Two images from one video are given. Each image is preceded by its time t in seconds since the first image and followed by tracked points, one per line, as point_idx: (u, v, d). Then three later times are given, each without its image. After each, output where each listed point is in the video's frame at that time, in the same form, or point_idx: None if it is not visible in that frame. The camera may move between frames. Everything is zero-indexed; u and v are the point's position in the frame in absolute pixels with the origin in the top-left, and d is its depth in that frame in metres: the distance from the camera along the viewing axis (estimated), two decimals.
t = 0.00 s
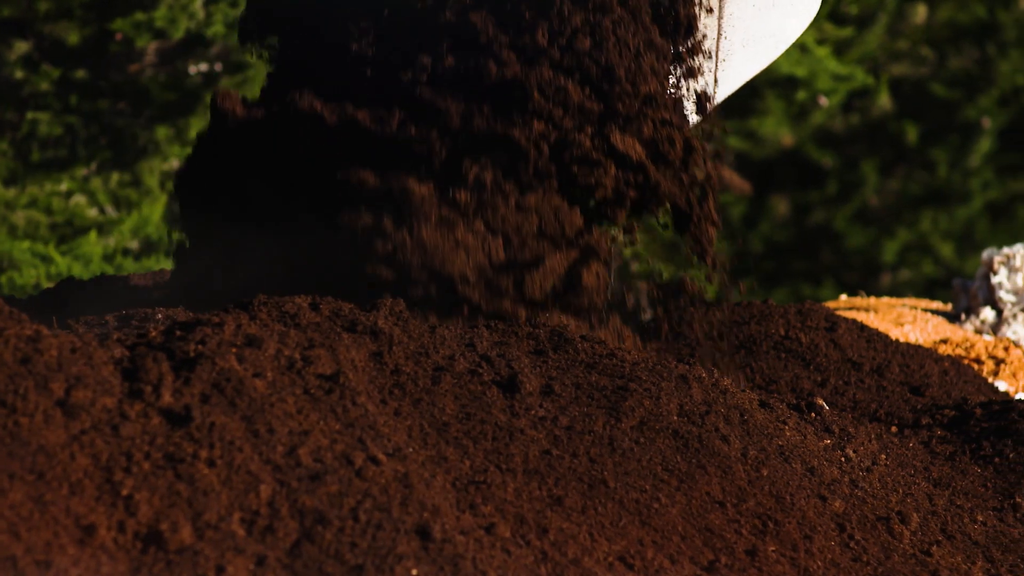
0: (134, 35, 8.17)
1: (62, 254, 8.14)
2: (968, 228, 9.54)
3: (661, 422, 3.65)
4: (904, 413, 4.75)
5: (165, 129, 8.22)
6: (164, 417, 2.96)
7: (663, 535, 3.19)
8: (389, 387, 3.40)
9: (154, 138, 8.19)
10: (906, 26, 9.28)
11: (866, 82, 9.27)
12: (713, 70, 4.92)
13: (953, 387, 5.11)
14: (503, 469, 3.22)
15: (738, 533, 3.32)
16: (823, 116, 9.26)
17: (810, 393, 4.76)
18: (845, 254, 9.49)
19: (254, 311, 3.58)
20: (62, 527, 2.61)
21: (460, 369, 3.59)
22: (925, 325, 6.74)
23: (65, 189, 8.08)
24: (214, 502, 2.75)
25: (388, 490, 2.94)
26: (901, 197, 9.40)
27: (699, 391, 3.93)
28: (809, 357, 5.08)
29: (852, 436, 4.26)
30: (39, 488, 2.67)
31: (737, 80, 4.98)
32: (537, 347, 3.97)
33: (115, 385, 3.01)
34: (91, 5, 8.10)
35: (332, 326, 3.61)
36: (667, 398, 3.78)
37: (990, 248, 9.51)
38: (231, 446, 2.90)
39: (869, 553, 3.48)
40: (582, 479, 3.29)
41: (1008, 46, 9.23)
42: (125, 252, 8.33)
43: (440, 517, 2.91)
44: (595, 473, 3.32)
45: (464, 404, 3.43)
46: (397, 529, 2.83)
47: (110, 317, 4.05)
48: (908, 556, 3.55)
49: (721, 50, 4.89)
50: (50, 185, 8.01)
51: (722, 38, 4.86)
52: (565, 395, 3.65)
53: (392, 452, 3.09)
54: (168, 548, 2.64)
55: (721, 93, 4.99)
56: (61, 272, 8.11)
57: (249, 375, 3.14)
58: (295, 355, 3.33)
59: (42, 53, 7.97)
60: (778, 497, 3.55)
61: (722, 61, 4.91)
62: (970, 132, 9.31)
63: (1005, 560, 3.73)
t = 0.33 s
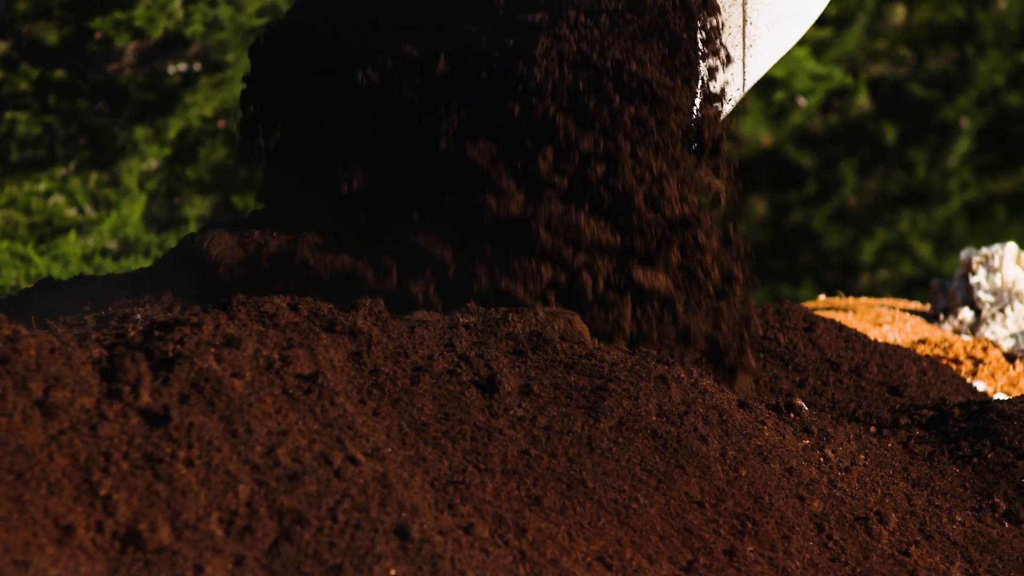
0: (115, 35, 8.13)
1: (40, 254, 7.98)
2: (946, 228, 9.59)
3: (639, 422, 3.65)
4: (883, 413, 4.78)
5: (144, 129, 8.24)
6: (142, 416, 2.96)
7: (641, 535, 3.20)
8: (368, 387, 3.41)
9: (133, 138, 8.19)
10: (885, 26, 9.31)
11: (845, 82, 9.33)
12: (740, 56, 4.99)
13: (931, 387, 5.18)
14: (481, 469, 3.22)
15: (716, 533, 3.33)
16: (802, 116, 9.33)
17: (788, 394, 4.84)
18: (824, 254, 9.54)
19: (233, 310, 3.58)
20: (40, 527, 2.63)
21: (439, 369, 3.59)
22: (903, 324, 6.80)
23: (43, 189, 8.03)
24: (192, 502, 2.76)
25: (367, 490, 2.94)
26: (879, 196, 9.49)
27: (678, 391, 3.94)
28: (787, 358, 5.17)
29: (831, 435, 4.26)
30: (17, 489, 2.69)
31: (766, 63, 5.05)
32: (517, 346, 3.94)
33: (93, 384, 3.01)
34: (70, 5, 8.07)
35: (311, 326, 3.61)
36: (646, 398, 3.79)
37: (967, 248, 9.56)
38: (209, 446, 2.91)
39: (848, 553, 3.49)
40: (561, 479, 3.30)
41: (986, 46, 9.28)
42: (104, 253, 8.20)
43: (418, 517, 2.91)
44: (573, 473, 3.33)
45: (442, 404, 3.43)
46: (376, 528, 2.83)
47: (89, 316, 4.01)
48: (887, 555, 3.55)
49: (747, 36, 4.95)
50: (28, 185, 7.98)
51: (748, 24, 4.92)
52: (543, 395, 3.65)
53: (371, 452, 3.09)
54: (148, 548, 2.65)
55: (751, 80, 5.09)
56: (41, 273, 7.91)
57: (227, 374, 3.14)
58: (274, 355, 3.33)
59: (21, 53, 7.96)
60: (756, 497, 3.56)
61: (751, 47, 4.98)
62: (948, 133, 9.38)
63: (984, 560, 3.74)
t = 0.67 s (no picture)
0: (94, 34, 8.08)
1: (18, 254, 7.75)
2: (925, 228, 9.61)
3: (619, 422, 3.66)
4: (862, 412, 4.82)
5: (122, 128, 8.22)
6: (121, 416, 2.97)
7: (620, 534, 3.21)
8: (347, 387, 3.40)
9: (112, 138, 8.17)
10: (862, 26, 9.38)
11: (823, 81, 9.40)
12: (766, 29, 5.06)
13: (909, 387, 5.22)
14: (461, 468, 3.23)
15: (695, 532, 3.34)
16: (779, 115, 9.40)
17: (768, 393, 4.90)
18: (802, 254, 9.67)
19: (211, 310, 3.57)
20: (18, 527, 2.62)
21: (417, 368, 3.59)
22: (882, 324, 6.85)
23: (22, 189, 7.89)
24: (171, 501, 2.76)
25: (346, 489, 2.94)
26: (858, 196, 9.55)
27: (657, 390, 3.94)
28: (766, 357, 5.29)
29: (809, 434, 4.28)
30: None
31: (792, 34, 5.13)
32: (495, 346, 3.94)
33: (72, 384, 3.02)
34: (48, 4, 8.00)
35: (289, 326, 3.60)
36: (625, 397, 3.79)
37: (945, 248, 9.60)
38: (188, 446, 2.91)
39: (827, 552, 3.49)
40: (540, 479, 3.30)
41: (964, 46, 9.24)
42: (83, 251, 8.06)
43: (397, 517, 2.91)
44: (552, 473, 3.34)
45: (421, 404, 3.43)
46: (354, 528, 2.83)
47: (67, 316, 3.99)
48: (866, 554, 3.56)
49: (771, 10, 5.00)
50: (6, 184, 7.83)
51: None
52: (522, 395, 3.65)
53: (350, 452, 3.10)
54: (126, 548, 2.64)
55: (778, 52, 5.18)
56: (19, 273, 7.68)
57: (206, 374, 3.15)
58: (252, 355, 3.33)
59: None
60: (734, 496, 3.57)
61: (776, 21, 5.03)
62: (926, 132, 9.39)
63: (963, 560, 3.75)
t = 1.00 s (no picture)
0: (72, 33, 8.01)
1: None
2: (904, 228, 9.70)
3: (598, 421, 3.66)
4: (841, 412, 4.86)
5: (102, 128, 8.17)
6: (100, 416, 2.99)
7: (600, 534, 3.22)
8: (326, 386, 3.41)
9: (90, 137, 8.12)
10: (843, 26, 9.39)
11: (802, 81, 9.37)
12: None
13: (887, 387, 5.26)
14: (440, 468, 3.23)
15: (674, 532, 3.35)
16: (763, 111, 9.30)
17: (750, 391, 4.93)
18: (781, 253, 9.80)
19: (191, 310, 3.58)
20: None
21: (396, 368, 3.59)
22: (861, 324, 6.89)
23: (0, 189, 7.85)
24: (151, 501, 2.77)
25: (325, 490, 2.94)
26: (837, 196, 9.63)
27: (637, 391, 3.94)
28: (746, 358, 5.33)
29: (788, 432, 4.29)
30: None
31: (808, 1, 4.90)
32: (474, 345, 3.94)
33: (52, 383, 3.06)
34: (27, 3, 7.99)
35: (268, 325, 3.60)
36: (604, 398, 3.79)
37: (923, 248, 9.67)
38: (167, 446, 2.92)
39: (806, 552, 3.50)
40: (519, 479, 3.31)
41: (944, 46, 9.28)
42: (62, 251, 7.96)
43: (377, 517, 2.92)
44: (531, 472, 3.34)
45: (400, 403, 3.44)
46: (334, 527, 2.84)
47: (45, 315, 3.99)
48: (844, 554, 3.57)
49: None
50: None
51: None
52: (501, 395, 3.65)
53: (329, 452, 3.10)
54: (105, 548, 2.66)
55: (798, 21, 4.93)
56: None
57: (185, 374, 3.16)
58: (231, 354, 3.34)
59: None
60: (713, 496, 3.58)
61: None
62: (906, 132, 9.45)
63: (941, 560, 3.77)
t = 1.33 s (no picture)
0: (50, 33, 7.97)
1: None
2: (882, 228, 9.79)
3: (576, 421, 3.67)
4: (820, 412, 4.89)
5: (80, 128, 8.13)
6: (78, 416, 2.99)
7: (578, 534, 3.24)
8: (304, 386, 3.41)
9: (69, 137, 8.09)
10: (822, 26, 9.45)
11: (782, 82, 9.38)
12: None
13: (866, 387, 5.29)
14: (418, 468, 3.24)
15: (652, 532, 3.36)
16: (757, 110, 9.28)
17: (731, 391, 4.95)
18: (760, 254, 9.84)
19: (169, 310, 3.57)
20: None
21: (375, 368, 3.59)
22: (840, 324, 6.93)
23: None
24: (129, 501, 2.77)
25: (304, 489, 2.95)
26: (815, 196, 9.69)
27: (615, 390, 3.95)
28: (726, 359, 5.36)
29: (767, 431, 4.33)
30: None
31: None
32: (453, 344, 3.93)
33: (30, 383, 3.07)
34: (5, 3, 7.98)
35: (247, 325, 3.59)
36: (582, 398, 3.80)
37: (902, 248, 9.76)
38: (145, 446, 2.93)
39: (785, 552, 3.52)
40: (497, 478, 3.31)
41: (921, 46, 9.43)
42: (40, 251, 7.89)
43: (355, 517, 2.92)
44: (510, 472, 3.35)
45: (379, 404, 3.44)
46: (312, 527, 2.84)
47: (22, 315, 3.97)
48: (823, 554, 3.59)
49: None
50: None
51: None
52: (480, 395, 3.65)
53: (307, 452, 3.10)
54: (83, 548, 2.66)
55: None
56: None
57: (163, 374, 3.16)
58: (210, 354, 3.33)
59: None
60: (692, 496, 3.59)
61: None
62: (884, 132, 9.60)
63: (920, 560, 3.79)
